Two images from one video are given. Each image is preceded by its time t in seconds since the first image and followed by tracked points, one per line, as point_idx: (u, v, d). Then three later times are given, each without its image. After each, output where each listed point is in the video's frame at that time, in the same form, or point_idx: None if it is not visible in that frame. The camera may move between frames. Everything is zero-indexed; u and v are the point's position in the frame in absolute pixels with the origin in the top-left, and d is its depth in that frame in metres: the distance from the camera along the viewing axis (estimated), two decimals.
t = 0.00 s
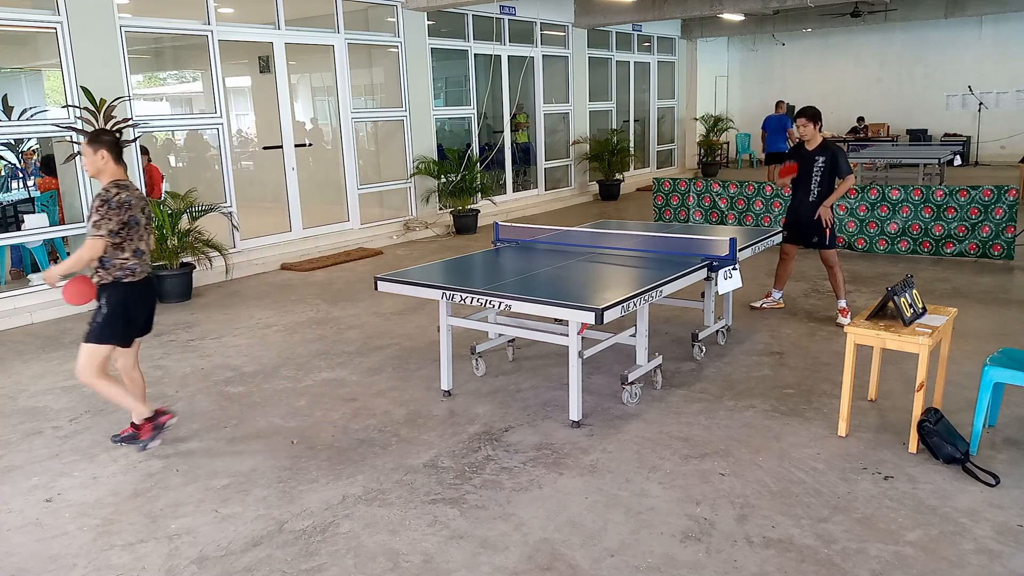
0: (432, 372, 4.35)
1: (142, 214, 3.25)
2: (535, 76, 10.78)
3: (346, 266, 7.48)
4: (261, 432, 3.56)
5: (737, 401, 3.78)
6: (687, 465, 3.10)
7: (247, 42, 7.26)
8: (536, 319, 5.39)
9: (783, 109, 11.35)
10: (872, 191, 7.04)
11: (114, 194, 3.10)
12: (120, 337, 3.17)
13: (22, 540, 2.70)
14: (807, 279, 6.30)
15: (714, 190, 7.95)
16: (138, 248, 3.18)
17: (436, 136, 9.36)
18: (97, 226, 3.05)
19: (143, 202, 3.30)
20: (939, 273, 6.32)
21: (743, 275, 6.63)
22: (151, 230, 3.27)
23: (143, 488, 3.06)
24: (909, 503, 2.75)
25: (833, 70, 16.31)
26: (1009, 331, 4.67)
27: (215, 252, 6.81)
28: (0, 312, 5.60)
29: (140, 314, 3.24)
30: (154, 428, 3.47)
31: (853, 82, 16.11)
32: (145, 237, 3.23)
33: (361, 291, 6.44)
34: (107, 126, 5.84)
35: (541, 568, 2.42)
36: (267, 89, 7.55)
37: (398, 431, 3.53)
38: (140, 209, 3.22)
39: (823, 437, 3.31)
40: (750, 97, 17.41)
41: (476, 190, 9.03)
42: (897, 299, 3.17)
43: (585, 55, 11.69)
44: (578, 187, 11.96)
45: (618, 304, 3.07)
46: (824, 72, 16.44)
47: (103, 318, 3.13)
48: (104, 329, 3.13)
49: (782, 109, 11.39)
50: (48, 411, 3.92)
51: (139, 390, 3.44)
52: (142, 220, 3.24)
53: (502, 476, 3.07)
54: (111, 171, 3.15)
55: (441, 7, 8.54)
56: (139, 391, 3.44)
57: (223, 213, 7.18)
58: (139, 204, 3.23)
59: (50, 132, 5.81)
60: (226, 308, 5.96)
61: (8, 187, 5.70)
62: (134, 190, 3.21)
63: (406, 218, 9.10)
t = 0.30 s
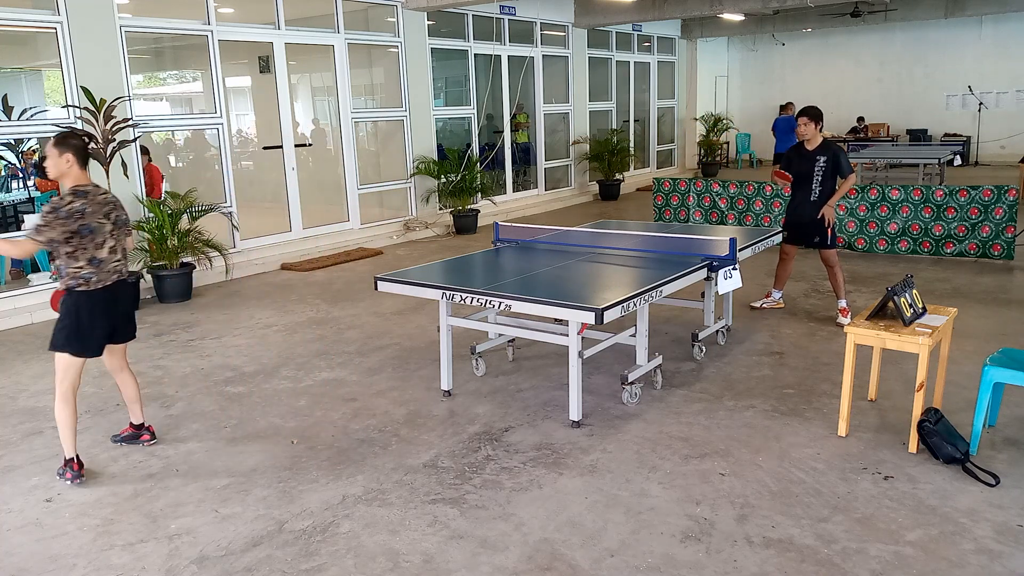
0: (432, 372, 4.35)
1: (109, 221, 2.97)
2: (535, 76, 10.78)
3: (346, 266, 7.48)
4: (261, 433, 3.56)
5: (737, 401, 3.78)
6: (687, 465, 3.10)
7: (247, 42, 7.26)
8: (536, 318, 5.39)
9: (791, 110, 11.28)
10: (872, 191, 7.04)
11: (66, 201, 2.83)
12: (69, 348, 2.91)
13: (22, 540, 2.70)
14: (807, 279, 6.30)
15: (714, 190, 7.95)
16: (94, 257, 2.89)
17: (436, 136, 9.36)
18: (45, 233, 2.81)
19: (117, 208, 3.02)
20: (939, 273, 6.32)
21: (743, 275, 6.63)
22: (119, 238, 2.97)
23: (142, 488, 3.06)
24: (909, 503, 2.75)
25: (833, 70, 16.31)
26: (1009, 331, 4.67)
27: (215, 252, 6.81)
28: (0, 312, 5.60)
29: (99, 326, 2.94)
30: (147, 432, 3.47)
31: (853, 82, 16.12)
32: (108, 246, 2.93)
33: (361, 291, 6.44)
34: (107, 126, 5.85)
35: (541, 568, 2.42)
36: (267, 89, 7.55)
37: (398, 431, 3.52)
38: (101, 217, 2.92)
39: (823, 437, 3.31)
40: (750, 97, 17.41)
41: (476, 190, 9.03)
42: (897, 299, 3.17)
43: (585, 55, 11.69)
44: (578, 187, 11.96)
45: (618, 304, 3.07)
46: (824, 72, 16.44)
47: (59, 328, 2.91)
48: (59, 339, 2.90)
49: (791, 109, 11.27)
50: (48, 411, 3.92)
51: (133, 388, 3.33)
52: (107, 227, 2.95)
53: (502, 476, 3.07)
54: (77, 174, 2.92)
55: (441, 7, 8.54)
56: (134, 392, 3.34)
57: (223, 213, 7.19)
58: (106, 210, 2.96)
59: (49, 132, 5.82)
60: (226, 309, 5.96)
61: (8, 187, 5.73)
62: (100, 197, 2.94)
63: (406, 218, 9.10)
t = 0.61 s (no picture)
0: (431, 372, 4.35)
1: (77, 220, 2.92)
2: (535, 76, 10.78)
3: (346, 266, 7.48)
4: (263, 432, 3.56)
5: (737, 401, 3.78)
6: (687, 465, 3.10)
7: (246, 42, 7.25)
8: (536, 318, 5.39)
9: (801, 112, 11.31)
10: (872, 191, 7.04)
11: (25, 197, 2.82)
12: (40, 349, 2.90)
13: (22, 540, 2.70)
14: (807, 279, 6.30)
15: (714, 190, 7.95)
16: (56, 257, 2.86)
17: (436, 137, 9.36)
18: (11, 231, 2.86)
19: (88, 207, 2.97)
20: (939, 273, 6.32)
21: (743, 275, 6.63)
22: (86, 237, 2.91)
23: (143, 488, 3.06)
24: (909, 503, 2.75)
25: (833, 70, 16.30)
26: (1009, 331, 4.67)
27: (215, 252, 6.81)
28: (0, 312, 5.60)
29: (64, 327, 2.89)
30: (151, 444, 3.34)
31: (853, 82, 16.12)
32: (74, 245, 2.90)
33: (361, 291, 6.44)
34: (107, 126, 5.85)
35: (541, 568, 2.42)
36: (267, 89, 7.55)
37: (398, 431, 3.53)
38: (65, 216, 2.89)
39: (823, 437, 3.31)
40: (750, 97, 17.41)
41: (476, 190, 9.03)
42: (897, 299, 3.17)
43: (585, 56, 11.69)
44: (578, 187, 11.96)
45: (618, 304, 3.07)
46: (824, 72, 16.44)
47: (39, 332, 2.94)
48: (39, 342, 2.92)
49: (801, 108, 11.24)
50: (48, 411, 3.92)
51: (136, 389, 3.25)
52: (74, 226, 2.91)
53: (502, 476, 3.07)
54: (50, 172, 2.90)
55: (441, 7, 8.54)
56: (136, 395, 3.26)
57: (223, 213, 7.20)
58: (74, 208, 2.92)
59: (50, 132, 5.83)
60: (226, 309, 5.96)
61: (8, 187, 5.73)
62: (68, 195, 2.91)
63: (405, 218, 9.09)
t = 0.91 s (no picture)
0: (432, 372, 4.35)
1: (67, 225, 2.88)
2: (535, 76, 10.78)
3: (346, 266, 7.48)
4: (264, 432, 3.56)
5: (737, 401, 3.78)
6: (687, 465, 3.10)
7: (246, 42, 7.25)
8: (536, 318, 5.39)
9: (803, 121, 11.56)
10: (872, 191, 7.04)
11: (19, 203, 2.85)
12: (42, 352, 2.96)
13: (22, 540, 2.70)
14: (807, 279, 6.30)
15: (714, 190, 7.95)
16: (46, 262, 2.86)
17: (436, 137, 9.36)
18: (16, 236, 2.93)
19: (81, 211, 2.92)
20: (939, 273, 6.32)
21: (743, 275, 6.63)
22: (72, 243, 2.87)
23: (143, 488, 3.06)
24: (909, 503, 2.75)
25: (833, 70, 16.30)
26: (1009, 331, 4.67)
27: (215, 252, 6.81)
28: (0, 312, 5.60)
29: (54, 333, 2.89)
30: (164, 462, 3.16)
31: (853, 82, 16.12)
32: (63, 250, 2.86)
33: (361, 290, 6.44)
34: (107, 126, 5.85)
35: (541, 568, 2.42)
36: (267, 89, 7.55)
37: (398, 431, 3.53)
38: (54, 221, 2.86)
39: (823, 437, 3.31)
40: (750, 98, 17.41)
41: (476, 190, 9.03)
42: (897, 299, 3.17)
43: (585, 55, 11.68)
44: (578, 187, 11.96)
45: (618, 304, 3.07)
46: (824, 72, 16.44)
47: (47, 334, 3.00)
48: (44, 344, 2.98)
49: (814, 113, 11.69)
50: (48, 411, 3.92)
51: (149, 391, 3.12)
52: (64, 231, 2.88)
53: (502, 476, 3.07)
54: (51, 175, 2.89)
55: (441, 7, 8.55)
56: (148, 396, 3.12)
57: (223, 213, 7.19)
58: (67, 212, 2.89)
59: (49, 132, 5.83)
60: (226, 309, 5.96)
61: (8, 187, 5.72)
62: (59, 199, 2.88)
63: (406, 218, 9.10)
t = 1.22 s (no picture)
0: (432, 372, 4.35)
1: (92, 229, 2.82)
2: (535, 76, 10.78)
3: (346, 266, 7.48)
4: (264, 432, 3.56)
5: (737, 401, 3.78)
6: (687, 465, 3.10)
7: (246, 42, 7.25)
8: (537, 318, 5.39)
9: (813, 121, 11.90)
10: (872, 191, 7.04)
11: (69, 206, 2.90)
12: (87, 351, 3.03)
13: (22, 540, 2.70)
14: (807, 279, 6.30)
15: (715, 190, 7.94)
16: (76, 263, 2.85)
17: (436, 137, 9.36)
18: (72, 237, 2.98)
19: (107, 216, 2.82)
20: (939, 273, 6.32)
21: (743, 275, 6.63)
22: (89, 250, 2.78)
23: (143, 488, 3.06)
24: (909, 503, 2.75)
25: (833, 70, 16.30)
26: (1009, 331, 4.67)
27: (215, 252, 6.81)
28: None
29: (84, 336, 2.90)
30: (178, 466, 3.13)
31: (853, 82, 16.13)
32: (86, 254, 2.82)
33: (362, 290, 6.44)
34: (107, 126, 5.84)
35: (541, 568, 2.42)
36: (267, 89, 7.55)
37: (398, 431, 3.53)
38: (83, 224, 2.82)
39: (823, 437, 3.31)
40: (750, 98, 17.42)
41: (476, 190, 9.03)
42: (897, 299, 3.17)
43: (585, 55, 11.68)
44: (578, 187, 11.96)
45: (618, 304, 3.07)
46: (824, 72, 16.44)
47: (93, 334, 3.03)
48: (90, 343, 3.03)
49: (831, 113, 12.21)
50: (48, 411, 3.92)
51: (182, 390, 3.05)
52: (90, 235, 2.82)
53: (502, 476, 3.07)
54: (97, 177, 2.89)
55: (441, 7, 8.55)
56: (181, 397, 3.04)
57: (223, 213, 7.19)
58: (93, 216, 2.82)
59: (50, 132, 5.78)
60: (226, 309, 5.95)
61: (8, 186, 5.72)
62: (88, 203, 2.83)
63: (405, 218, 9.09)
